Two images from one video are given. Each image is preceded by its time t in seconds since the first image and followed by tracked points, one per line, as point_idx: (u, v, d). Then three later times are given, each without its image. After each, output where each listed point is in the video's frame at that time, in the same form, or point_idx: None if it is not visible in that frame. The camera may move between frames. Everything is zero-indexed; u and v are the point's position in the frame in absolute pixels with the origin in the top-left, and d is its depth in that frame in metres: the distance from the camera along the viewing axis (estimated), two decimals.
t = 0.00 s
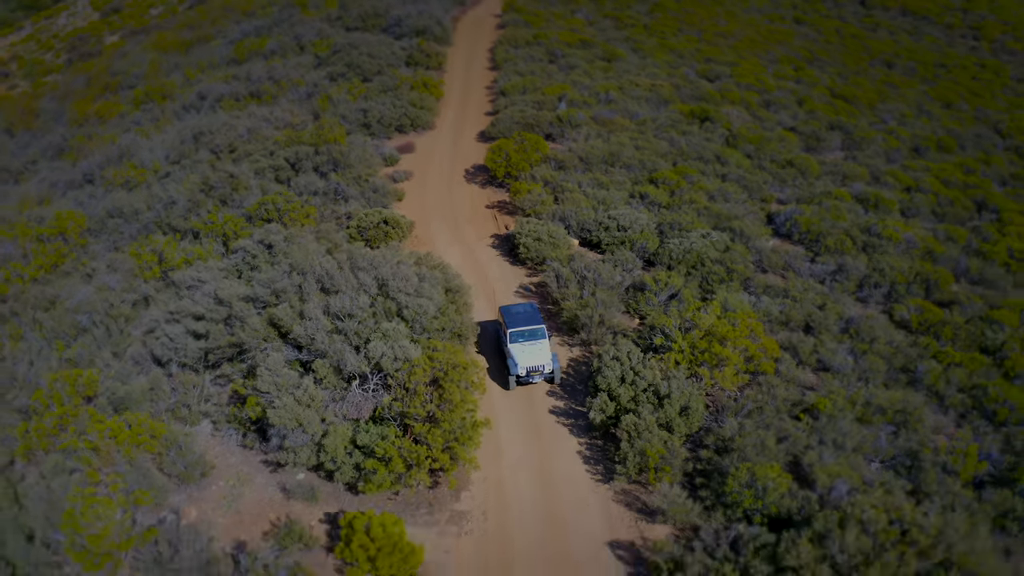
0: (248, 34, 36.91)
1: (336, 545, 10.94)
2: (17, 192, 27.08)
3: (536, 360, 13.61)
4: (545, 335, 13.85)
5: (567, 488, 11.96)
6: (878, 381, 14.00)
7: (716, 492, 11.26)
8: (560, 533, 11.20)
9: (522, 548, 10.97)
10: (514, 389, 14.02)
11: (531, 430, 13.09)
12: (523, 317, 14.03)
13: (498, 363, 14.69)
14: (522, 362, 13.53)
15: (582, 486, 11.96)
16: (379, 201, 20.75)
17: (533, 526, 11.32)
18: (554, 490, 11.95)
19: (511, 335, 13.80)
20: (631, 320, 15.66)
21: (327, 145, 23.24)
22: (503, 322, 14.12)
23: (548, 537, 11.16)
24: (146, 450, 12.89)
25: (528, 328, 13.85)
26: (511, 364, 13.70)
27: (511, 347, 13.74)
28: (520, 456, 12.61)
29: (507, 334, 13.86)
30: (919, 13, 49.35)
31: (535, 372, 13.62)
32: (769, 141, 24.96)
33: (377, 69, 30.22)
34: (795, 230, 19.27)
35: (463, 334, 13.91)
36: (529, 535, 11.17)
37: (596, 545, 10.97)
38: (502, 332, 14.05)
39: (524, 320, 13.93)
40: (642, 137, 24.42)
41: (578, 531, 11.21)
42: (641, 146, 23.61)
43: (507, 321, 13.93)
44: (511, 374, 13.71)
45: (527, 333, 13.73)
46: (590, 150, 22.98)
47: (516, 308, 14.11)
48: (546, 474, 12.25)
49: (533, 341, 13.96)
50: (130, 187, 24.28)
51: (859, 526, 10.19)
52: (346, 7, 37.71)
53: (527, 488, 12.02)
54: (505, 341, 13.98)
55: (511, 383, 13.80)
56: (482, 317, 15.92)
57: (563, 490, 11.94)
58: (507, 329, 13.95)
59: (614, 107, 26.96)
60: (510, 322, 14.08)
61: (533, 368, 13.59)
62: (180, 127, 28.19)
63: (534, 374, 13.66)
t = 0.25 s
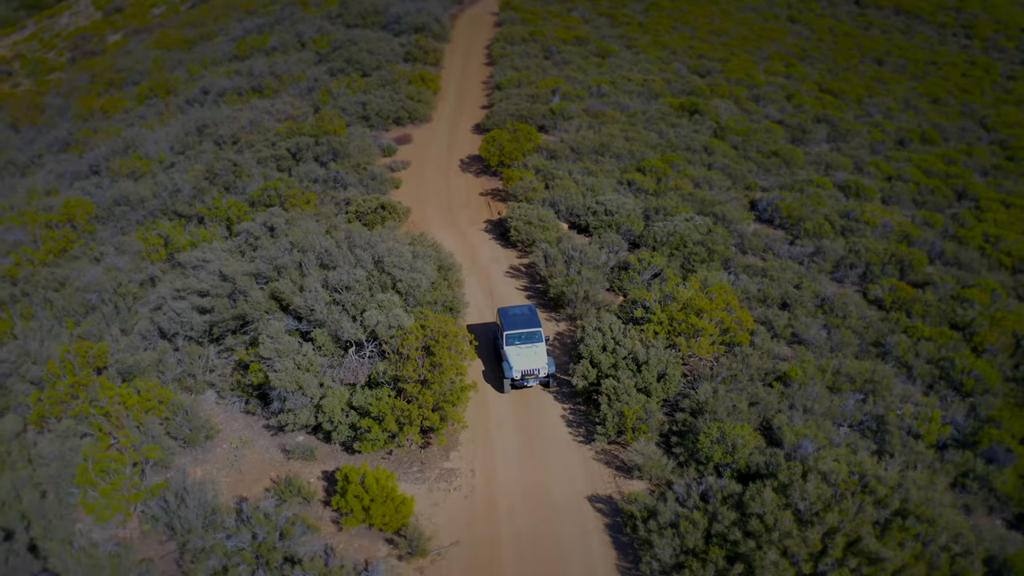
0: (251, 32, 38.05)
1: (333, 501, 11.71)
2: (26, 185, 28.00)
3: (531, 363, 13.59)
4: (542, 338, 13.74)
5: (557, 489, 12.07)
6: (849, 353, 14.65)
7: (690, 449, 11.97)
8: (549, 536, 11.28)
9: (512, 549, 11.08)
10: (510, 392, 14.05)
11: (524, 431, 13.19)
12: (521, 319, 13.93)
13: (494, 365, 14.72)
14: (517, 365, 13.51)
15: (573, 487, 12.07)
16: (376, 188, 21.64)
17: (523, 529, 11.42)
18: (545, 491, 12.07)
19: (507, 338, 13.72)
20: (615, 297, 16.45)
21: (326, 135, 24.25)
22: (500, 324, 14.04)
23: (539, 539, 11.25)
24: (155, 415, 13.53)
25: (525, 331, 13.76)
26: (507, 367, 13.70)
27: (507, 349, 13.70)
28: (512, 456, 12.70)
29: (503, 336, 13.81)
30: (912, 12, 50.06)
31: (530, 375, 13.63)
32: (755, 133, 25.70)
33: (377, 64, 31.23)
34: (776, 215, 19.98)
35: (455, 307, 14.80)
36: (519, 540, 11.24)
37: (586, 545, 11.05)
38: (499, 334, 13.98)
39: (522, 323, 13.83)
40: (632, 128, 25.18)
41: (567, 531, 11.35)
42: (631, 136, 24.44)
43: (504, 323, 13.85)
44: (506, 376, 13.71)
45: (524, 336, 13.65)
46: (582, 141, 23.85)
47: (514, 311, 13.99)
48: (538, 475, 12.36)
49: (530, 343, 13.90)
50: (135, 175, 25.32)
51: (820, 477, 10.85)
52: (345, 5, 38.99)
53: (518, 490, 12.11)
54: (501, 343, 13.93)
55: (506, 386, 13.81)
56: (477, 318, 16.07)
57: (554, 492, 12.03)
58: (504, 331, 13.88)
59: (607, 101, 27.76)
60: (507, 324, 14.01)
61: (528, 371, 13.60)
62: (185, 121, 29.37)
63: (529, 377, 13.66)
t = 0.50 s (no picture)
0: (258, 26, 39.01)
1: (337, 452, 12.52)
2: (38, 174, 28.84)
3: (531, 367, 13.44)
4: (543, 341, 13.55)
5: (555, 495, 11.89)
6: (829, 326, 15.32)
7: (672, 409, 12.76)
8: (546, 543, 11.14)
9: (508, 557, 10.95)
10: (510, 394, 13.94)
11: (523, 435, 13.04)
12: (523, 321, 13.78)
13: (495, 366, 14.62)
14: (518, 368, 13.36)
15: (572, 493, 11.91)
16: (379, 173, 22.48)
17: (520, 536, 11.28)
18: (543, 497, 11.91)
19: (508, 340, 13.57)
20: (608, 274, 17.13)
21: (331, 124, 25.25)
22: (502, 325, 13.91)
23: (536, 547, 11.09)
24: (169, 380, 14.27)
25: (527, 333, 13.62)
26: (507, 370, 13.56)
27: (507, 351, 13.55)
28: (510, 461, 12.57)
29: (504, 338, 13.66)
30: (910, 10, 50.59)
31: (530, 378, 13.48)
32: (748, 123, 26.39)
33: (381, 56, 32.07)
34: (765, 199, 20.64)
35: (454, 280, 15.65)
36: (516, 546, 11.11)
37: (580, 521, 11.41)
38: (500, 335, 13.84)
39: (523, 325, 13.69)
40: (629, 118, 25.86)
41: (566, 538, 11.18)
42: (626, 125, 25.18)
43: (506, 325, 13.71)
44: (506, 379, 13.57)
45: (525, 338, 13.50)
46: (579, 130, 24.60)
47: (516, 313, 13.85)
48: (536, 481, 12.19)
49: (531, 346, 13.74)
50: (146, 162, 27.07)
51: (795, 431, 11.47)
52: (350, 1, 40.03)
53: (516, 496, 11.96)
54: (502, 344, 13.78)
55: (506, 389, 13.69)
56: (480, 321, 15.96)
57: (553, 498, 11.85)
58: (505, 333, 13.73)
59: (604, 92, 28.46)
60: (509, 325, 13.87)
61: (528, 375, 13.45)
62: (195, 111, 30.48)
63: (530, 380, 13.50)
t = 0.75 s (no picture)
0: (262, 21, 39.88)
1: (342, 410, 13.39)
2: (48, 164, 29.49)
3: (531, 367, 13.32)
4: (543, 341, 13.50)
5: (557, 497, 11.78)
6: (810, 297, 16.07)
7: (658, 369, 13.51)
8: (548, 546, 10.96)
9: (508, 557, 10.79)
10: (509, 396, 13.87)
11: (524, 437, 12.97)
12: (524, 321, 13.81)
13: (496, 369, 14.57)
14: (517, 368, 13.25)
15: (574, 495, 11.77)
16: (381, 159, 23.35)
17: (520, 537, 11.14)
18: (544, 499, 11.78)
19: (508, 340, 13.52)
20: (600, 250, 17.90)
21: (334, 112, 26.22)
22: (502, 325, 13.92)
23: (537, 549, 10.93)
24: (182, 346, 14.89)
25: (527, 333, 13.61)
26: (506, 370, 13.44)
27: (507, 351, 13.48)
28: (511, 463, 12.47)
29: (504, 338, 13.63)
30: (905, 5, 51.28)
31: (529, 379, 13.35)
32: (738, 111, 27.17)
33: (382, 49, 32.89)
34: (753, 181, 21.38)
35: (452, 254, 16.52)
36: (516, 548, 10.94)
37: (571, 475, 12.15)
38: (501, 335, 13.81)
39: (524, 326, 13.71)
40: (623, 107, 26.62)
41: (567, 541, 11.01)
42: (621, 113, 25.97)
43: (506, 325, 13.74)
44: (505, 380, 13.46)
45: (525, 337, 13.47)
46: (574, 117, 25.37)
47: (517, 313, 13.90)
48: (536, 482, 12.08)
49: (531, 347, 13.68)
50: (155, 150, 27.90)
51: (770, 387, 12.28)
52: None
53: (517, 498, 11.84)
54: (502, 344, 13.72)
55: (505, 391, 13.60)
56: (482, 322, 15.88)
57: (554, 501, 11.71)
58: (505, 333, 13.71)
59: (600, 83, 29.23)
60: (509, 326, 13.88)
61: (527, 375, 13.32)
62: (201, 102, 31.41)
63: (529, 381, 13.38)
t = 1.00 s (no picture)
0: (265, 18, 40.72)
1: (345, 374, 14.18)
2: (55, 155, 30.11)
3: (529, 370, 13.19)
4: (542, 344, 13.39)
5: (557, 499, 11.65)
6: (792, 273, 16.83)
7: (644, 336, 14.31)
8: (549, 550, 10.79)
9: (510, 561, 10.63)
10: (506, 400, 13.73)
11: (522, 439, 12.85)
12: (522, 324, 13.74)
13: (493, 372, 14.46)
14: (515, 372, 13.11)
15: (575, 498, 11.65)
16: (383, 147, 24.18)
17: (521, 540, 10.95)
18: (544, 501, 11.64)
19: (506, 342, 13.42)
20: (591, 231, 18.72)
21: (337, 103, 27.08)
22: (500, 327, 13.84)
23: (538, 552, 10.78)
24: (194, 317, 15.45)
25: (525, 336, 13.51)
26: (504, 374, 13.32)
27: (505, 354, 13.38)
28: (509, 465, 12.32)
29: (502, 340, 13.54)
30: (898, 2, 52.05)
31: (527, 383, 13.20)
32: (730, 103, 27.94)
33: (384, 44, 33.73)
34: (741, 168, 22.16)
35: (451, 232, 17.46)
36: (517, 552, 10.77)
37: (561, 428, 12.97)
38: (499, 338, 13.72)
39: (522, 328, 13.62)
40: (617, 98, 27.40)
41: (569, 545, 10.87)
42: (615, 104, 26.77)
43: (504, 328, 13.68)
44: (503, 383, 13.34)
45: (523, 340, 13.36)
46: (570, 107, 26.17)
47: (515, 315, 13.82)
48: (536, 484, 11.94)
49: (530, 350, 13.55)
50: (163, 140, 28.69)
51: (749, 348, 13.05)
52: None
53: (516, 500, 11.66)
54: (500, 348, 13.61)
55: (502, 394, 13.48)
56: (483, 323, 15.82)
57: (554, 503, 11.59)
58: (503, 336, 13.62)
59: (596, 75, 30.05)
60: (507, 328, 13.81)
61: (525, 379, 13.18)
62: (206, 95, 32.20)
63: (526, 385, 13.23)
